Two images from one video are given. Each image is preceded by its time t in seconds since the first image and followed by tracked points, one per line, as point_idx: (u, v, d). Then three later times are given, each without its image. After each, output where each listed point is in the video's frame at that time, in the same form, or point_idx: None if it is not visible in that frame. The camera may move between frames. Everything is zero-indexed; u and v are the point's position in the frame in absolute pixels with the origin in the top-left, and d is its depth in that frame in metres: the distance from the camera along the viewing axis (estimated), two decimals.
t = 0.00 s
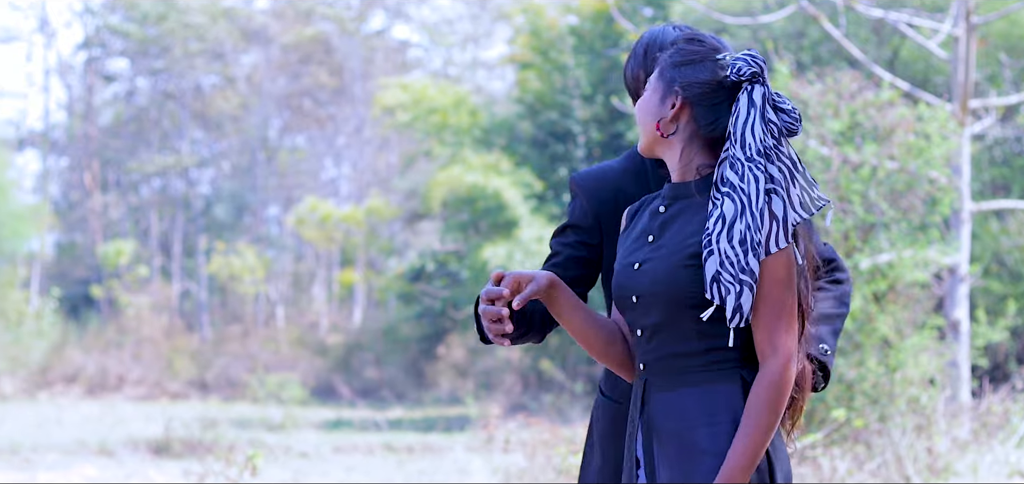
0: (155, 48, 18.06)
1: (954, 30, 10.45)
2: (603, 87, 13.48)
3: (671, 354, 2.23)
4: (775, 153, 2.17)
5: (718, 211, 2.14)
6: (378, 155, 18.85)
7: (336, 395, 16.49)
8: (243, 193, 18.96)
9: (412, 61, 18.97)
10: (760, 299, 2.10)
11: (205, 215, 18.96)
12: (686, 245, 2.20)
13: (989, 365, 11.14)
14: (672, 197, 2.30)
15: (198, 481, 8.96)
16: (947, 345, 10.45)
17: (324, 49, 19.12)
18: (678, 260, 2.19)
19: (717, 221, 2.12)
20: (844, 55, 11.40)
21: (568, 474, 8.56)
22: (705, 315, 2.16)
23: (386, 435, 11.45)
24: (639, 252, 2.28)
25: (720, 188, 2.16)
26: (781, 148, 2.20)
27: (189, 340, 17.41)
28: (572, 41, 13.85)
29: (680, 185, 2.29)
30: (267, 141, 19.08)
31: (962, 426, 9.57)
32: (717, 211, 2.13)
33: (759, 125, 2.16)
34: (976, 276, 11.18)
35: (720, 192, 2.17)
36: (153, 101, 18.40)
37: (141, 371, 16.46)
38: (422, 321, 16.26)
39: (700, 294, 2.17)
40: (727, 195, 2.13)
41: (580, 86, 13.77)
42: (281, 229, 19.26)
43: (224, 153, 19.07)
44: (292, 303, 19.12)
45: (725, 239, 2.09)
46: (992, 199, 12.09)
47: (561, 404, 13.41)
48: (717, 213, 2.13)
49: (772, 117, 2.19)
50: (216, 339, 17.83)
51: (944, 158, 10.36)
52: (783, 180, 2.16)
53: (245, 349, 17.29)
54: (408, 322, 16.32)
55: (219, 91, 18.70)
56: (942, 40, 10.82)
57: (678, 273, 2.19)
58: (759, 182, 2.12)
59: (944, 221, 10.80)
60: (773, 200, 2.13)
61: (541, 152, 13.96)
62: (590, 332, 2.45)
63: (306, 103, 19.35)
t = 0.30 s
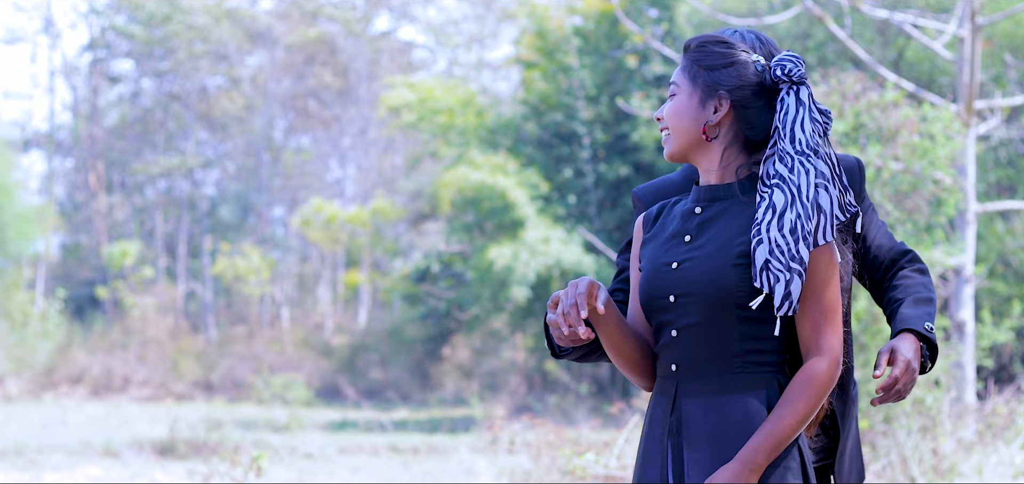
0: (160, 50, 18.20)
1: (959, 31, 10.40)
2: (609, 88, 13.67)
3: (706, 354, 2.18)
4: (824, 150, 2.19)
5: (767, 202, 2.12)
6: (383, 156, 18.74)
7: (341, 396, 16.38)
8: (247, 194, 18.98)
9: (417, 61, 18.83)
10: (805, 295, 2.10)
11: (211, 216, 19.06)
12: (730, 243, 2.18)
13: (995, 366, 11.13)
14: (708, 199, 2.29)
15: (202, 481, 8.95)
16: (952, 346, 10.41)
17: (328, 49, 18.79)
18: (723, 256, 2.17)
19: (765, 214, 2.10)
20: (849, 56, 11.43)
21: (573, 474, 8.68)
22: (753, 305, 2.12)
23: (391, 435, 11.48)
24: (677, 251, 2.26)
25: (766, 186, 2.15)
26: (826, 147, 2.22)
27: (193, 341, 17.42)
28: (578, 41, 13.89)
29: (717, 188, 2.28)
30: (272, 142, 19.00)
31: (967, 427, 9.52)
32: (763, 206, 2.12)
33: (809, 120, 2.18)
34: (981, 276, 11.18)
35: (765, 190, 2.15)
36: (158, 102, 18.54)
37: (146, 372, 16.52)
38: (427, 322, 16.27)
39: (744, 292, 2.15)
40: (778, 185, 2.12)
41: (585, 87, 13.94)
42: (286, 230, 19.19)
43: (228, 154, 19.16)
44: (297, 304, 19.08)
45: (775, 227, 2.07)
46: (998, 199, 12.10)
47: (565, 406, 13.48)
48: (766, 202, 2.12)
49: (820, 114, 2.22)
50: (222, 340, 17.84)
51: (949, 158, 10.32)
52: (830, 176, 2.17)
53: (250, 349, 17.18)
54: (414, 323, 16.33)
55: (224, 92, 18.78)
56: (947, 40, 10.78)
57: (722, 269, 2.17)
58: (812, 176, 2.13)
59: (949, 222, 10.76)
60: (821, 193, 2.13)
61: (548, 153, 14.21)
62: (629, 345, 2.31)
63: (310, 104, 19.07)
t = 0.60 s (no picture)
0: (161, 51, 18.11)
1: (959, 32, 10.37)
2: (609, 89, 13.81)
3: (739, 355, 2.12)
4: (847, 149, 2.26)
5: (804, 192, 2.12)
6: (383, 157, 18.50)
7: (342, 396, 16.46)
8: (248, 195, 19.10)
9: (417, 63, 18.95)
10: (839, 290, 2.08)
11: (212, 218, 19.27)
12: (766, 245, 2.10)
13: (994, 367, 11.14)
14: (732, 200, 2.19)
15: (203, 482, 8.92)
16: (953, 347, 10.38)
17: (328, 50, 18.82)
18: (759, 258, 2.09)
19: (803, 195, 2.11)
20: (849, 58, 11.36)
21: (574, 475, 8.73)
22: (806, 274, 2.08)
23: (392, 437, 11.48)
24: (703, 252, 2.16)
25: (802, 179, 2.16)
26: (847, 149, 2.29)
27: (194, 342, 17.35)
28: (577, 42, 13.91)
29: (742, 189, 2.18)
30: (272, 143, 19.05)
31: (967, 428, 9.50)
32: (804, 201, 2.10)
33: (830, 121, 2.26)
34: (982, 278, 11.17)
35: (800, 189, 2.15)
36: (159, 103, 18.50)
37: (146, 374, 16.45)
38: (427, 324, 16.30)
39: (781, 292, 2.08)
40: (814, 175, 2.13)
41: (584, 88, 13.97)
42: (286, 231, 19.42)
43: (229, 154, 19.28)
44: (297, 305, 19.16)
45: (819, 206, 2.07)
46: (998, 201, 12.08)
47: (566, 408, 13.34)
48: (805, 188, 2.12)
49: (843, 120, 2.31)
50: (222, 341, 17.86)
51: (949, 160, 10.27)
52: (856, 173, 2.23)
53: (250, 350, 17.16)
54: (414, 325, 16.30)
55: (224, 94, 18.82)
56: (947, 42, 10.74)
57: (759, 270, 2.09)
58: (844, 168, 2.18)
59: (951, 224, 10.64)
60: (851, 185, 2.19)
61: (549, 154, 14.17)
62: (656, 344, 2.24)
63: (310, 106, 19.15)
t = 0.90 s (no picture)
0: (155, 54, 18.30)
1: (954, 34, 10.35)
2: (604, 91, 13.87)
3: (740, 356, 2.37)
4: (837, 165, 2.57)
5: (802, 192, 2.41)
6: (380, 159, 18.86)
7: (337, 399, 16.47)
8: (243, 199, 18.87)
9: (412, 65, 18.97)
10: (834, 285, 2.35)
11: (206, 220, 18.92)
12: (764, 253, 2.35)
13: (989, 369, 11.13)
14: (731, 206, 2.46)
15: None
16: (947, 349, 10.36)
17: (324, 52, 18.94)
18: (758, 263, 2.34)
19: (802, 193, 2.40)
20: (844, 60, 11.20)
21: (569, 477, 8.76)
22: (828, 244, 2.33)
23: (387, 439, 11.47)
24: (705, 257, 2.41)
25: (791, 177, 2.47)
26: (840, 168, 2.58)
27: (189, 344, 17.34)
28: (573, 44, 13.89)
29: (741, 196, 2.45)
30: (268, 145, 19.09)
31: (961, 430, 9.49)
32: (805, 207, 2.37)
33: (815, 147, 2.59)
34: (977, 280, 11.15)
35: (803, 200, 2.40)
36: (154, 105, 18.55)
37: (141, 376, 16.49)
38: (423, 326, 16.50)
39: (780, 297, 2.33)
40: (801, 172, 2.45)
41: (580, 90, 13.98)
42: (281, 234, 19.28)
43: (225, 157, 19.16)
44: (292, 307, 19.13)
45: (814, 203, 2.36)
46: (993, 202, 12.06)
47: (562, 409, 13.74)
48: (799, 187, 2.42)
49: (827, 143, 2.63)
50: (217, 343, 17.81)
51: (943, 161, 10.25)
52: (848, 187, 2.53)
53: (245, 353, 17.18)
54: (410, 327, 16.52)
55: (219, 96, 18.84)
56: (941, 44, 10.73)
57: (758, 277, 2.34)
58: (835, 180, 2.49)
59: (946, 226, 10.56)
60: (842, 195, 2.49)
61: (545, 156, 14.19)
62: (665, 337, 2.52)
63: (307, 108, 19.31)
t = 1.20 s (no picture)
0: (143, 57, 18.33)
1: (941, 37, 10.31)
2: (592, 94, 13.89)
3: (744, 357, 2.57)
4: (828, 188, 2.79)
5: (800, 198, 2.63)
6: (367, 162, 18.74)
7: (325, 402, 16.49)
8: (231, 201, 18.96)
9: (400, 68, 18.93)
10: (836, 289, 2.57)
11: (194, 223, 18.92)
12: (768, 256, 2.55)
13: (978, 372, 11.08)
14: (730, 209, 2.66)
15: None
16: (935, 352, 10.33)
17: (311, 55, 18.93)
18: (764, 266, 2.54)
19: (799, 197, 2.62)
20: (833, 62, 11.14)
21: (557, 480, 8.78)
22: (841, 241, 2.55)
23: (376, 442, 11.47)
24: (709, 258, 2.60)
25: (781, 181, 2.69)
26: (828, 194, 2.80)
27: (177, 347, 17.34)
28: (561, 47, 13.94)
29: (738, 199, 2.66)
30: (256, 147, 19.06)
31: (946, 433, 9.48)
32: (806, 214, 2.59)
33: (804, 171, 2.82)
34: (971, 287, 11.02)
35: (800, 204, 2.62)
36: (142, 109, 18.61)
37: (129, 379, 16.55)
38: (411, 329, 16.49)
39: (784, 298, 2.54)
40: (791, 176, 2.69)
41: (568, 93, 14.02)
42: (270, 237, 19.21)
43: (213, 159, 19.18)
44: (280, 309, 19.03)
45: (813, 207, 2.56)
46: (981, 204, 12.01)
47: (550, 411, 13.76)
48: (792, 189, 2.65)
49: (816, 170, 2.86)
50: (205, 346, 17.96)
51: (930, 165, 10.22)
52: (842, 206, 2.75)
53: (233, 356, 17.19)
54: (398, 330, 16.47)
55: (206, 99, 18.92)
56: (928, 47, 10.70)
57: (764, 280, 2.54)
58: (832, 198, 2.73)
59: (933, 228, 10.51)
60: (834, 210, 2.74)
61: (533, 158, 14.26)
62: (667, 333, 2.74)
63: (295, 110, 19.16)
